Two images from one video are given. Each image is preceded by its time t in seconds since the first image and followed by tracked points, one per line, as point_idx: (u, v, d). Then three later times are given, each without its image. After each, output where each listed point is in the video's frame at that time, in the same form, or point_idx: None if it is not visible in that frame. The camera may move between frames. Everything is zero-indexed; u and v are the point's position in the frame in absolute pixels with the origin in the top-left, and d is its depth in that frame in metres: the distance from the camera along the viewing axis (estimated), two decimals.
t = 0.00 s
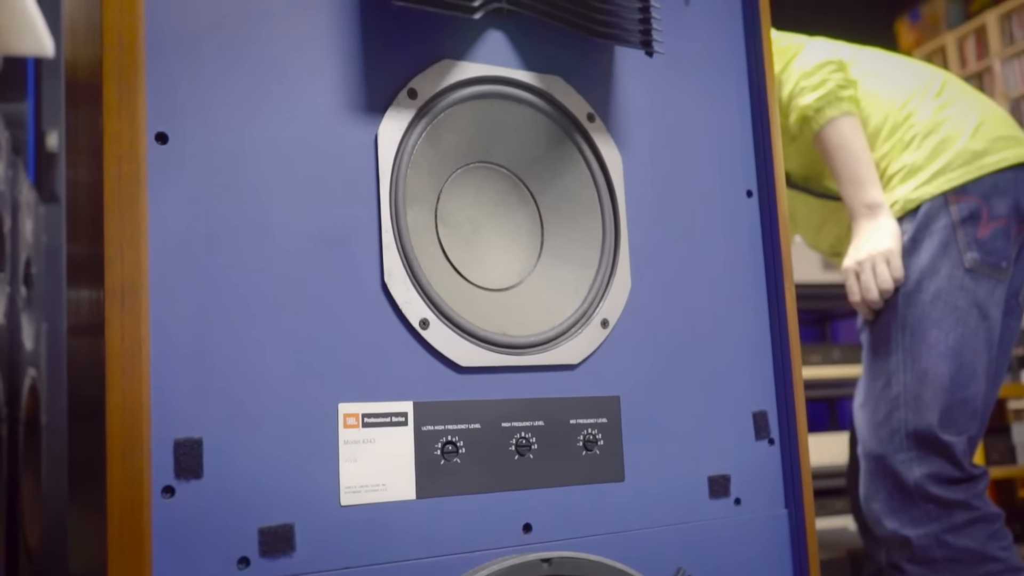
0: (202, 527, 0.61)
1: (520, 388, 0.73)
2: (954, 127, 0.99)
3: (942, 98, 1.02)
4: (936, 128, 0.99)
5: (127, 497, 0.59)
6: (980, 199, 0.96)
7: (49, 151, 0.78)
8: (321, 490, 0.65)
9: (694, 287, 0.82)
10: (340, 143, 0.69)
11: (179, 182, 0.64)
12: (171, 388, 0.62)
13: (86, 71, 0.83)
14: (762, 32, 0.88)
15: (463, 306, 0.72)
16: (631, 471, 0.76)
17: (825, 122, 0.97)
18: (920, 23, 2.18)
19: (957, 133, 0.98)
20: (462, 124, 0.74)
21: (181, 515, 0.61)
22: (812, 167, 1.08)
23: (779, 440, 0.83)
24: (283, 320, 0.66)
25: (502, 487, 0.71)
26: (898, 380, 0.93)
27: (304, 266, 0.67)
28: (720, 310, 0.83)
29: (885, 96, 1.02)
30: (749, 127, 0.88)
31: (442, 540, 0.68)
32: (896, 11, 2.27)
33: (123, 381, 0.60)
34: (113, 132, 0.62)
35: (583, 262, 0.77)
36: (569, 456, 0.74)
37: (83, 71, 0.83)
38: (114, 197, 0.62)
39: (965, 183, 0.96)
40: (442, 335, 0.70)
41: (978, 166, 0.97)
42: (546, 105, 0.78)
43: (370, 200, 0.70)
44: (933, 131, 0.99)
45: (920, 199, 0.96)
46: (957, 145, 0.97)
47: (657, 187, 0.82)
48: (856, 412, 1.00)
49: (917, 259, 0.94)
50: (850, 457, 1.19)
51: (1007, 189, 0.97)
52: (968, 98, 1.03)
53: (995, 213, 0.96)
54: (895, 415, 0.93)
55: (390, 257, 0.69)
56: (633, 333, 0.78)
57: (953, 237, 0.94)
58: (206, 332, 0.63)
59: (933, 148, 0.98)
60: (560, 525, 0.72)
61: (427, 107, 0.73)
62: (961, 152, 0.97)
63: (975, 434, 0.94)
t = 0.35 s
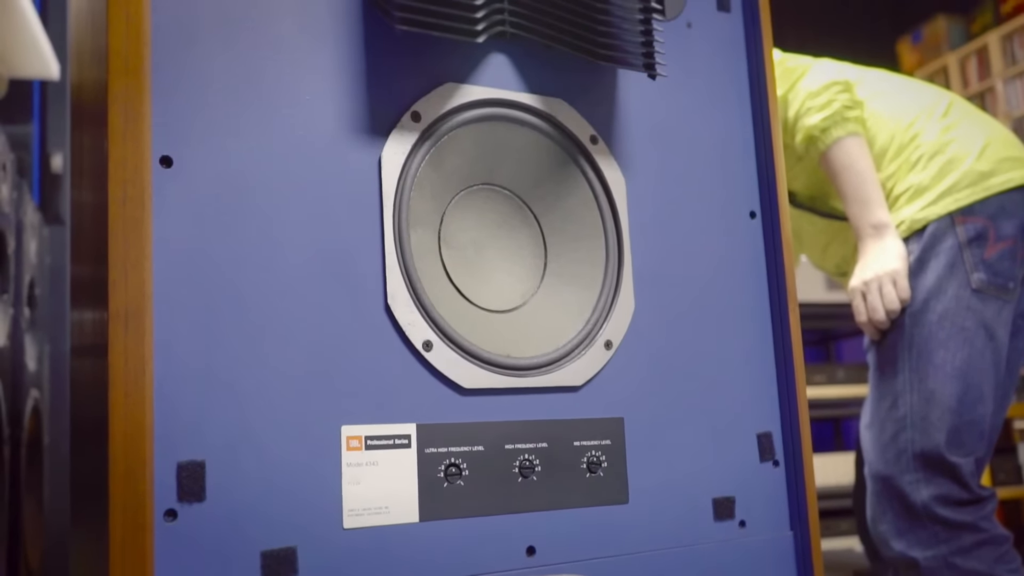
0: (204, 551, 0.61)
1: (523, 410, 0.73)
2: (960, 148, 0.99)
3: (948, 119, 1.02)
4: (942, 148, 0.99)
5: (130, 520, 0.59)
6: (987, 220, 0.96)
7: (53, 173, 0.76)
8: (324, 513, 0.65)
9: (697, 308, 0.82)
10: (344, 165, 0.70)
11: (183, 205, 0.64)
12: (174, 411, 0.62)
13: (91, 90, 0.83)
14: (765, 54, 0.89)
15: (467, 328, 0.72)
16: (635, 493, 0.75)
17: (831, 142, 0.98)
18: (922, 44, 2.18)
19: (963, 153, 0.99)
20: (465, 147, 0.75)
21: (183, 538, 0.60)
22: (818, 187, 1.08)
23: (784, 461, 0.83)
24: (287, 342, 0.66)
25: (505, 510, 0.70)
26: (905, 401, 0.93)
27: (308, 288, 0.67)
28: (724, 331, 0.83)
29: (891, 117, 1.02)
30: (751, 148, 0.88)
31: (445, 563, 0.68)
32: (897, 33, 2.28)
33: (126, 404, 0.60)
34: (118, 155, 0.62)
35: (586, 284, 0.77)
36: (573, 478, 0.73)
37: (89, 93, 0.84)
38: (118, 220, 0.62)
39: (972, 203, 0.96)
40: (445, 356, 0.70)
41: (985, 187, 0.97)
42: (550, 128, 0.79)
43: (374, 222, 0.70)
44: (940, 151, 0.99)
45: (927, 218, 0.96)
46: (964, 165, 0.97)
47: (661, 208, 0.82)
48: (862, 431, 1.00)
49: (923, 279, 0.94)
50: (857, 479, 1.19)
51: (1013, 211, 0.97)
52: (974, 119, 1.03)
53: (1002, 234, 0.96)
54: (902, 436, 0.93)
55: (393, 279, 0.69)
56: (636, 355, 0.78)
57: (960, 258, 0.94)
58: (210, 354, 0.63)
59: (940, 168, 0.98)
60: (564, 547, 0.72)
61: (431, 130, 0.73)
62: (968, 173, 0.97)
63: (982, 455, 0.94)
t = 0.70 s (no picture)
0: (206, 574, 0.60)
1: (526, 431, 0.72)
2: (965, 170, 0.99)
3: (954, 141, 1.02)
4: (948, 170, 0.99)
5: (132, 542, 0.59)
6: (992, 242, 0.96)
7: (56, 193, 0.72)
8: (326, 535, 0.65)
9: (700, 327, 0.82)
10: (347, 186, 0.70)
11: (186, 227, 0.64)
12: (177, 432, 0.62)
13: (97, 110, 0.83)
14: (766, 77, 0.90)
15: (470, 349, 0.72)
16: (639, 515, 0.75)
17: (837, 161, 0.97)
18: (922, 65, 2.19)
19: (968, 175, 0.99)
20: (468, 169, 0.75)
21: (185, 560, 0.60)
22: (822, 203, 1.08)
23: (788, 482, 0.83)
24: (290, 364, 0.66)
25: (508, 532, 0.70)
26: (913, 422, 0.93)
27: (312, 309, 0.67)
28: (726, 350, 0.83)
29: (897, 137, 1.03)
30: (753, 169, 0.89)
31: None
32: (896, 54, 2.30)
33: (128, 426, 0.60)
34: (123, 177, 0.63)
35: (589, 304, 0.77)
36: (576, 499, 0.73)
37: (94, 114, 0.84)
38: (122, 242, 0.62)
39: (977, 226, 0.96)
40: (448, 377, 0.70)
41: (990, 209, 0.97)
42: (553, 149, 0.79)
43: (377, 243, 0.70)
44: (945, 173, 0.99)
45: (932, 239, 0.96)
46: (969, 188, 0.98)
47: (663, 229, 0.82)
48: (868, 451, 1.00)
49: (930, 300, 0.95)
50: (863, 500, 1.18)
51: (1018, 234, 0.98)
52: (979, 141, 1.03)
53: (1007, 255, 0.97)
54: (911, 457, 0.93)
55: (396, 300, 0.69)
56: (639, 375, 0.78)
57: (966, 280, 0.95)
58: (213, 376, 0.63)
59: (946, 189, 0.98)
60: (567, 570, 0.71)
61: (434, 151, 0.73)
62: (973, 195, 0.97)
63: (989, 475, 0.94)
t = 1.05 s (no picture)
0: None
1: (529, 451, 0.72)
2: (979, 195, 1.01)
3: (971, 162, 1.03)
4: (963, 192, 1.01)
5: (134, 564, 0.58)
6: (1005, 269, 0.97)
7: (61, 213, 0.67)
8: (328, 558, 0.64)
9: (702, 346, 0.82)
10: (350, 208, 0.70)
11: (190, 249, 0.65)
12: (179, 454, 0.61)
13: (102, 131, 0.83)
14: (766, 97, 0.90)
15: (473, 370, 0.72)
16: (642, 536, 0.75)
17: (871, 139, 0.97)
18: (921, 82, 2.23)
19: (982, 202, 1.00)
20: (471, 190, 0.75)
21: None
22: (828, 189, 1.12)
23: (792, 502, 0.82)
24: (293, 385, 0.66)
25: (511, 553, 0.70)
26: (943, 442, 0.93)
27: (314, 331, 0.67)
28: (729, 369, 0.83)
29: (920, 144, 1.04)
30: (755, 188, 0.89)
31: None
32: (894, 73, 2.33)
33: (131, 447, 0.60)
34: (127, 199, 0.63)
35: (591, 324, 0.77)
36: (579, 520, 0.73)
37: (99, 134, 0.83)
38: (126, 264, 0.62)
39: (990, 253, 0.97)
40: (451, 398, 0.70)
41: (1002, 239, 0.98)
42: (555, 169, 0.79)
43: (380, 265, 0.70)
44: (961, 195, 1.00)
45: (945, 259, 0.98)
46: (983, 215, 0.99)
47: (665, 248, 0.82)
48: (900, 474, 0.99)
49: (949, 322, 0.96)
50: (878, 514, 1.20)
51: None
52: (994, 168, 1.04)
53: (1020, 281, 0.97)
54: (945, 476, 0.93)
55: (399, 322, 0.69)
56: (642, 395, 0.78)
57: (981, 304, 0.96)
58: (215, 397, 0.63)
59: (960, 213, 0.99)
60: None
61: (436, 172, 0.74)
62: (987, 222, 0.98)
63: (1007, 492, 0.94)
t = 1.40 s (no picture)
0: None
1: (532, 471, 0.72)
2: None
3: None
4: None
5: None
6: None
7: (64, 233, 0.67)
8: None
9: (704, 364, 0.82)
10: (352, 227, 0.70)
11: (192, 269, 0.65)
12: (181, 475, 0.61)
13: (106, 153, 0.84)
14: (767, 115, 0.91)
15: (476, 390, 0.72)
16: (646, 556, 0.74)
17: None
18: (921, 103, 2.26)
19: None
20: (473, 209, 0.76)
21: None
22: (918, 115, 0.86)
23: (796, 521, 0.82)
24: (297, 405, 0.66)
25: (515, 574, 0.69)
26: None
27: (317, 351, 0.67)
28: (732, 387, 0.82)
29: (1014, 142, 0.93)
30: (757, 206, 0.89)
31: None
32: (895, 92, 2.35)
33: (134, 469, 0.59)
34: (129, 220, 0.63)
35: (594, 343, 0.78)
36: (582, 540, 0.72)
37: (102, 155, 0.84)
38: (129, 285, 0.62)
39: None
40: (453, 418, 0.70)
41: None
42: (557, 190, 0.80)
43: (382, 284, 0.70)
44: None
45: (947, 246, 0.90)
46: None
47: (667, 266, 0.83)
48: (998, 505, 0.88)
49: None
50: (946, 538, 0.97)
51: None
52: None
53: None
54: None
55: (402, 341, 0.69)
56: (646, 414, 0.78)
57: None
58: (218, 417, 0.63)
59: None
60: None
61: (438, 192, 0.74)
62: None
63: None
